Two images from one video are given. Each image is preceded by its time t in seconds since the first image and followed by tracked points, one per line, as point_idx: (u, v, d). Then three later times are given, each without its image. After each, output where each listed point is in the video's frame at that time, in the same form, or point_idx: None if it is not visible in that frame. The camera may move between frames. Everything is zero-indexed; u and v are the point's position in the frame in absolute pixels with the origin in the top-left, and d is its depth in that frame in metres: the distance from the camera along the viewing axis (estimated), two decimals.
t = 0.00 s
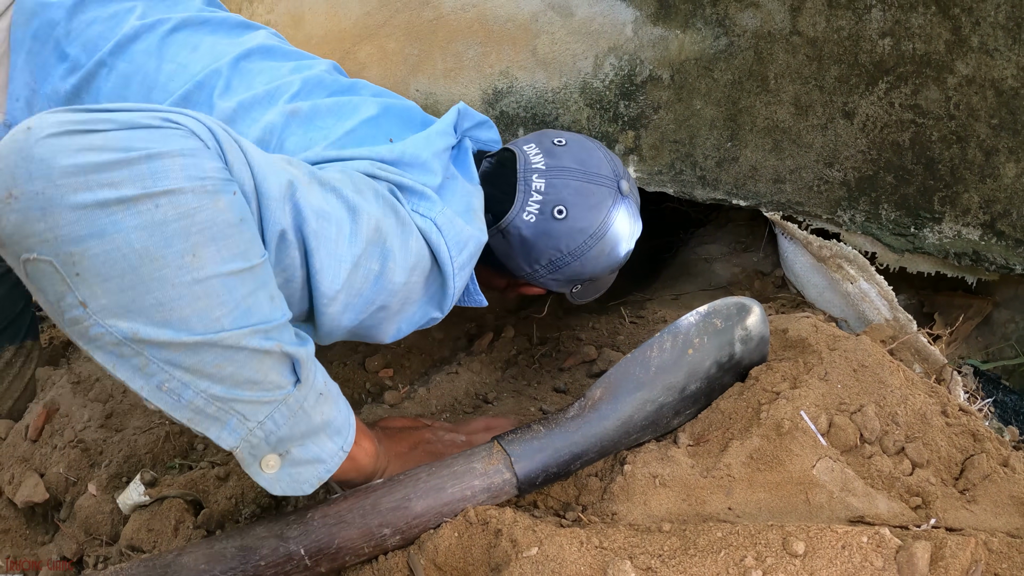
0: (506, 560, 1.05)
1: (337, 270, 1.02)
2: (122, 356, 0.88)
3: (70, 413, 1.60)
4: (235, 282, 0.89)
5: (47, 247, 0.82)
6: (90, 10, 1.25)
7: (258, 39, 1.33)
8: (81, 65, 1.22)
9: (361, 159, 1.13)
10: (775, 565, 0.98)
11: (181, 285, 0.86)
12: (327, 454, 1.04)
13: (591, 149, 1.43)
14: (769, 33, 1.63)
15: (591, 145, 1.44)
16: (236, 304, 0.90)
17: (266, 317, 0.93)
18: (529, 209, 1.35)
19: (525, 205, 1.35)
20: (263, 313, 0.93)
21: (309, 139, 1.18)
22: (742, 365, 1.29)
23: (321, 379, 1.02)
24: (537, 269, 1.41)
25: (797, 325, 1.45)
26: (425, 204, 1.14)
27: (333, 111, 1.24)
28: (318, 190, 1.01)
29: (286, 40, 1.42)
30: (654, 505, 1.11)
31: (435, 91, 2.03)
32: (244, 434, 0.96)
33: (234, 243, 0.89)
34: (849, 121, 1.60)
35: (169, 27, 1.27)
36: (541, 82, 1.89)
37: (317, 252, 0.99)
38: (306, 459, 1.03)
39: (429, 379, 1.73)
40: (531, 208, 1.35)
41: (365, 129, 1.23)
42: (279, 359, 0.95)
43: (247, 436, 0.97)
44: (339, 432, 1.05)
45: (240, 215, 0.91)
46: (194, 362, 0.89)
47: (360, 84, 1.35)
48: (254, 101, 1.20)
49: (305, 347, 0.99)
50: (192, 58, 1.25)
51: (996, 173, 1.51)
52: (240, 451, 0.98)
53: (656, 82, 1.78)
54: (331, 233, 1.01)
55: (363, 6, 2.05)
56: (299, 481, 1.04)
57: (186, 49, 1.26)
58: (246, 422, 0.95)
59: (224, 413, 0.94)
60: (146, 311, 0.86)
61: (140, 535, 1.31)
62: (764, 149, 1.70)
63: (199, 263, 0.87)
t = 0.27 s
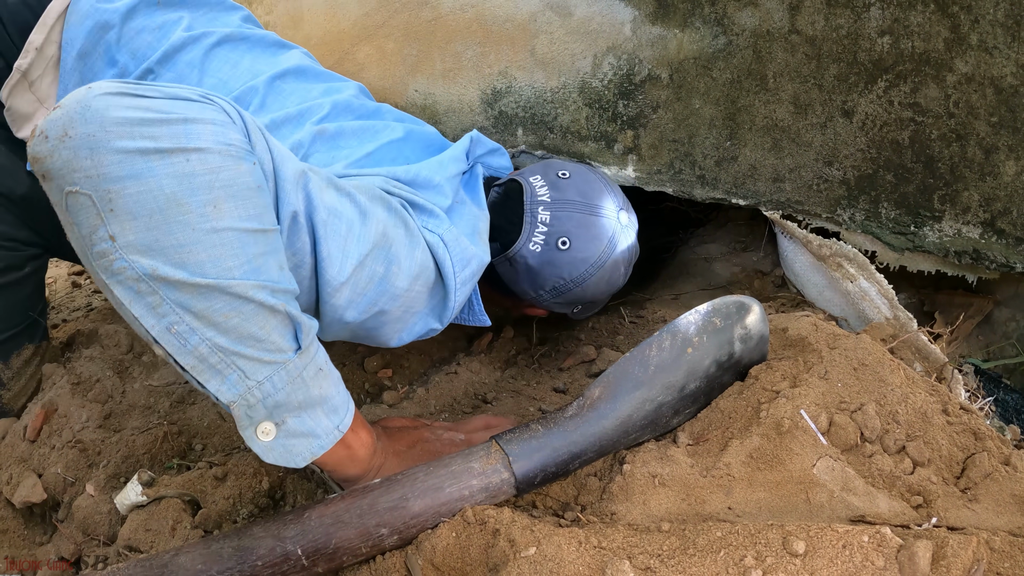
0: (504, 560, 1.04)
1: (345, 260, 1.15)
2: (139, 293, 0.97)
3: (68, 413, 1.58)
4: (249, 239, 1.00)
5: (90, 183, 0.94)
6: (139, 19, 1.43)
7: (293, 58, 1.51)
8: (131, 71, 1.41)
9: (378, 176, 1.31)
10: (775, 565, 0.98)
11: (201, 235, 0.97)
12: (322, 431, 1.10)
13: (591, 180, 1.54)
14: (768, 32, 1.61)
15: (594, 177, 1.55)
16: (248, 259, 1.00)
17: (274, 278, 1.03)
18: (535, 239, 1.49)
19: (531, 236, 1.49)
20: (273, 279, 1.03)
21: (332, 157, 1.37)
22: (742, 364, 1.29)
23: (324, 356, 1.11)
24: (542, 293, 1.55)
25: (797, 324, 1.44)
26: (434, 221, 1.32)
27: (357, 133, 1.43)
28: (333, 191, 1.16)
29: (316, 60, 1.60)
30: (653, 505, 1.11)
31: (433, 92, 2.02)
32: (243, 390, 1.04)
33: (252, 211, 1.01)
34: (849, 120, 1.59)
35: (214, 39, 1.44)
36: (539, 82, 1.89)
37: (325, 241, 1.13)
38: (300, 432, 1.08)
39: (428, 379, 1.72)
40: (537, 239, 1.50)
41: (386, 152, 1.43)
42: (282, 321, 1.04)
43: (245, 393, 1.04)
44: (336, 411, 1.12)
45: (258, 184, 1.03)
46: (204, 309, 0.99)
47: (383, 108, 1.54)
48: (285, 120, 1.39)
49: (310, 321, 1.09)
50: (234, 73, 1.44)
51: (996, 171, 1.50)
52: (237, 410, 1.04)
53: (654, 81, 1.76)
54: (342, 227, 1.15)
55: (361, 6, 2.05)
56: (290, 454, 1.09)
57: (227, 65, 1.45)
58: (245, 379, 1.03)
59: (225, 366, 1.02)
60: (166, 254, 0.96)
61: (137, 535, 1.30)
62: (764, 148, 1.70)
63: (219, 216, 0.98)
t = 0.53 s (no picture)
0: (503, 562, 1.04)
1: (347, 266, 1.15)
2: (130, 298, 0.96)
3: (66, 415, 1.58)
4: (242, 246, 0.99)
5: (81, 186, 0.92)
6: (129, 19, 1.38)
7: (291, 59, 1.50)
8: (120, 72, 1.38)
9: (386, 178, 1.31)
10: (775, 567, 0.97)
11: (191, 242, 0.96)
12: (314, 437, 1.10)
13: (602, 191, 1.58)
14: (767, 32, 1.61)
15: (605, 189, 1.59)
16: (241, 265, 0.98)
17: (270, 285, 1.02)
18: (550, 253, 1.54)
19: (546, 250, 1.54)
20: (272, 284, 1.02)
21: (337, 156, 1.37)
22: (742, 364, 1.28)
23: (318, 363, 1.10)
24: (553, 302, 1.61)
25: (797, 324, 1.44)
26: (441, 225, 1.31)
27: (359, 133, 1.44)
28: (337, 194, 1.15)
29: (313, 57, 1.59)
30: (652, 507, 1.10)
31: (433, 93, 2.02)
32: (233, 396, 1.02)
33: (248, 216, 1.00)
34: (848, 119, 1.59)
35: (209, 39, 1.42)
36: (538, 82, 1.89)
37: (327, 244, 1.13)
38: (292, 438, 1.08)
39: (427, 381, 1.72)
40: (552, 253, 1.54)
41: (390, 152, 1.44)
42: (274, 329, 1.02)
43: (235, 398, 1.03)
44: (329, 418, 1.11)
45: (254, 185, 1.02)
46: (195, 315, 0.97)
47: (383, 108, 1.55)
48: (286, 121, 1.39)
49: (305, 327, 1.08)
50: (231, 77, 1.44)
51: (997, 170, 1.50)
52: (228, 415, 1.03)
53: (654, 81, 1.76)
54: (345, 231, 1.15)
55: (360, 7, 2.05)
56: (282, 459, 1.09)
57: (223, 66, 1.43)
58: (236, 385, 1.02)
59: (216, 372, 1.01)
60: (158, 259, 0.95)
61: (135, 538, 1.30)
62: (763, 148, 1.69)
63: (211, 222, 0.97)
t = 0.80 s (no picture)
0: (505, 563, 1.04)
1: (386, 257, 1.18)
2: (186, 240, 0.98)
3: (69, 417, 1.57)
4: (296, 213, 1.03)
5: (165, 131, 0.97)
6: (153, 24, 1.36)
7: (310, 69, 1.54)
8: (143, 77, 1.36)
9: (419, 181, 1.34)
10: (777, 567, 0.97)
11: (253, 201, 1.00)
12: (326, 416, 1.10)
13: (601, 196, 1.58)
14: (767, 33, 1.61)
15: (601, 193, 1.60)
16: (289, 228, 1.02)
17: (310, 256, 1.05)
18: (550, 254, 1.54)
19: (546, 252, 1.54)
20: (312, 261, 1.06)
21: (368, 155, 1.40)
22: (743, 365, 1.28)
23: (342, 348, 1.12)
24: (551, 300, 1.62)
25: (798, 325, 1.44)
26: (468, 228, 1.35)
27: (383, 138, 1.47)
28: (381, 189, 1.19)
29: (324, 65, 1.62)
30: (654, 507, 1.11)
31: (433, 94, 2.02)
32: (259, 354, 1.03)
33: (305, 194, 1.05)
34: (849, 120, 1.59)
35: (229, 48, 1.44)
36: (539, 83, 1.89)
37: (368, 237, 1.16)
38: (305, 413, 1.08)
39: (428, 382, 1.72)
40: (551, 254, 1.54)
41: (414, 157, 1.47)
42: (309, 296, 1.06)
43: (259, 358, 1.03)
44: (343, 401, 1.12)
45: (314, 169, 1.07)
46: (242, 268, 1.00)
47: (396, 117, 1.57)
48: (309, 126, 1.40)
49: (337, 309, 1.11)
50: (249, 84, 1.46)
51: (997, 170, 1.50)
52: (248, 372, 1.04)
53: (654, 83, 1.76)
54: (386, 225, 1.18)
55: (360, 9, 2.05)
56: (293, 431, 1.09)
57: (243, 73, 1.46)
58: (264, 344, 1.03)
59: (248, 328, 1.02)
60: (218, 210, 0.98)
61: (137, 539, 1.30)
62: (764, 149, 1.70)
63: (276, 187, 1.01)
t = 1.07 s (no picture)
0: (504, 564, 1.05)
1: (374, 268, 1.17)
2: (157, 280, 0.95)
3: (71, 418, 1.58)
4: (272, 239, 0.99)
5: (120, 164, 0.90)
6: (134, 27, 1.36)
7: (293, 74, 1.52)
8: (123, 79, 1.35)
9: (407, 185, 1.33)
10: (774, 567, 0.98)
11: (223, 230, 0.95)
12: (322, 436, 1.10)
13: (601, 196, 1.59)
14: (766, 35, 1.62)
15: (600, 196, 1.62)
16: (267, 258, 0.99)
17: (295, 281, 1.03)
18: (555, 260, 1.55)
19: (551, 257, 1.55)
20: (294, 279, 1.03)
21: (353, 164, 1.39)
22: (741, 366, 1.29)
23: (333, 362, 1.11)
24: (554, 305, 1.63)
25: (796, 327, 1.45)
26: (461, 230, 1.36)
27: (370, 143, 1.45)
28: (365, 197, 1.17)
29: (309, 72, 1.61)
30: (652, 508, 1.11)
31: (433, 97, 2.03)
32: (248, 387, 1.02)
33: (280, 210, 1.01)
34: (847, 122, 1.60)
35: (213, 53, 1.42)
36: (538, 86, 1.90)
37: (353, 248, 1.14)
38: (301, 435, 1.08)
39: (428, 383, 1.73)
40: (556, 259, 1.55)
41: (401, 161, 1.46)
42: (293, 324, 1.03)
43: (249, 391, 1.02)
44: (338, 417, 1.11)
45: (286, 182, 1.03)
46: (220, 303, 0.97)
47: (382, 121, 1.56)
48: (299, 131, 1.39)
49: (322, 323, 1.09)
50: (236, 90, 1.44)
51: (994, 172, 1.51)
52: (240, 406, 1.03)
53: (653, 85, 1.77)
54: (373, 234, 1.17)
55: (360, 12, 2.06)
56: (290, 456, 1.09)
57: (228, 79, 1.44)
58: (252, 376, 1.01)
59: (233, 362, 1.00)
60: (188, 245, 0.94)
61: (138, 540, 1.31)
62: (762, 151, 1.70)
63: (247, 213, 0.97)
